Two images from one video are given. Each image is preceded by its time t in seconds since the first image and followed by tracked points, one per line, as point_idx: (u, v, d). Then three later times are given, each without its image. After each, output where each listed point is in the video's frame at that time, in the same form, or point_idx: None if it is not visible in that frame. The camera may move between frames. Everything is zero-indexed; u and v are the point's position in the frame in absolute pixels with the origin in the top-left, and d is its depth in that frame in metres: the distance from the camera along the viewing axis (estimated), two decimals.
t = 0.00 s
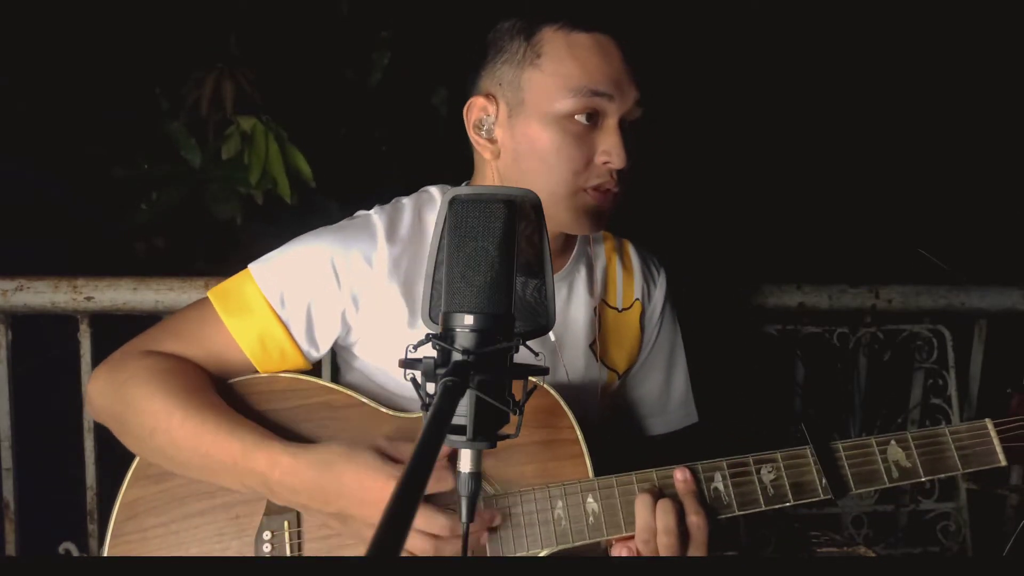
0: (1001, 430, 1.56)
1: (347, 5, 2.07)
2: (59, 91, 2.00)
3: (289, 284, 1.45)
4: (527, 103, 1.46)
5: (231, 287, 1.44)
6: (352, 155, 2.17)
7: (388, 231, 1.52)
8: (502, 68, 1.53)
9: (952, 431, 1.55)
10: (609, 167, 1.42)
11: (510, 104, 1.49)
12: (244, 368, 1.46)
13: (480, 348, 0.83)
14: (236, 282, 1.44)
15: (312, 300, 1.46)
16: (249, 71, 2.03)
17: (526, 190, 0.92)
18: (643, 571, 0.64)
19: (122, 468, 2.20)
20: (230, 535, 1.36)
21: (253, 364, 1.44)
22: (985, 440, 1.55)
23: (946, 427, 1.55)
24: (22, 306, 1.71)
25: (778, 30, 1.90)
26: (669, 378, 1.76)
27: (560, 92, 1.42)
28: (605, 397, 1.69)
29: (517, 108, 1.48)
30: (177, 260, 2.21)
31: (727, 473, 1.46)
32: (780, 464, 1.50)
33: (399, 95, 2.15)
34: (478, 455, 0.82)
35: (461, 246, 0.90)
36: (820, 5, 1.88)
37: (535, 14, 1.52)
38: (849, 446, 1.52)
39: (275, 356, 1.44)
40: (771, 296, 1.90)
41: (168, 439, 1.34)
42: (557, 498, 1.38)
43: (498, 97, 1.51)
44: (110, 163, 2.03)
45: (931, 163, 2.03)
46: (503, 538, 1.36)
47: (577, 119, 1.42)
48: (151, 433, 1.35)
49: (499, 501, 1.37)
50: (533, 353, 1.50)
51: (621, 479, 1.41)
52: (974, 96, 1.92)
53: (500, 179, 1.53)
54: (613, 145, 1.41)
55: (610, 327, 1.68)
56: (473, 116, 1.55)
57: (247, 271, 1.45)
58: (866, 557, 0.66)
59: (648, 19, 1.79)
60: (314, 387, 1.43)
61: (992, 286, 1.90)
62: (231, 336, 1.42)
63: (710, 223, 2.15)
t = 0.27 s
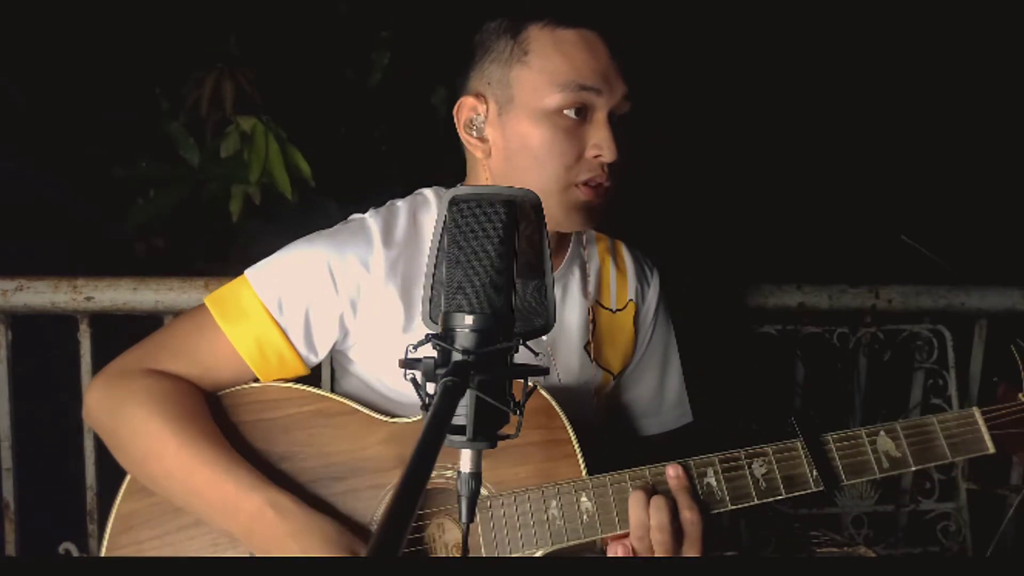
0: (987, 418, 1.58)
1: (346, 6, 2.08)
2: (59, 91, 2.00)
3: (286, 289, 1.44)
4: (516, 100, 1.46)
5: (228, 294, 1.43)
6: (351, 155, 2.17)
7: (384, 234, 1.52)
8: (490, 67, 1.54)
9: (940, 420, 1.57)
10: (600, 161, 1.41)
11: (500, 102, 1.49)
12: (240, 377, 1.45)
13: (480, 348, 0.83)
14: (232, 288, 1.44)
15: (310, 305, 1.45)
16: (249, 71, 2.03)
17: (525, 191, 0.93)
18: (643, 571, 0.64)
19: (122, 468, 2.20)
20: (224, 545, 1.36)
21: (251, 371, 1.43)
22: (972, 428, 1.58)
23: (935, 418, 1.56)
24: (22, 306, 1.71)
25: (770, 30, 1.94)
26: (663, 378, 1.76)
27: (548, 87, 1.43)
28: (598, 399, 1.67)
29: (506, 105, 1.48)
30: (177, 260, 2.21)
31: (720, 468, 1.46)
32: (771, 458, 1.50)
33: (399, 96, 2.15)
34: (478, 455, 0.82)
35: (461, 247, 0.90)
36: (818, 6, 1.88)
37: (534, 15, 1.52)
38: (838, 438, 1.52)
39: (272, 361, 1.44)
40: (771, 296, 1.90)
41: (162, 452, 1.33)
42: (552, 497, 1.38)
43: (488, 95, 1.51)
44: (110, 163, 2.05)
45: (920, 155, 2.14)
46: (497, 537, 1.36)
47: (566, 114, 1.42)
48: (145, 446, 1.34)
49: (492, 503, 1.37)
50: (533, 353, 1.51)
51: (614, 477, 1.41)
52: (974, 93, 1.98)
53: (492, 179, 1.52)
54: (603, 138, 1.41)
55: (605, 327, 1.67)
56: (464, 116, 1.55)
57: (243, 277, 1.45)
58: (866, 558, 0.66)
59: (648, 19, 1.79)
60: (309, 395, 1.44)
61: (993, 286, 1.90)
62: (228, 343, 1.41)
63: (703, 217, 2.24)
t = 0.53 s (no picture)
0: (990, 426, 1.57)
1: (346, 6, 2.08)
2: (60, 92, 2.01)
3: (283, 282, 1.45)
4: (512, 93, 1.46)
5: (226, 286, 1.44)
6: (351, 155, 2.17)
7: (380, 228, 1.52)
8: (487, 62, 1.54)
9: (942, 426, 1.56)
10: (598, 151, 1.42)
11: (496, 96, 1.49)
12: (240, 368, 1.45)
13: (480, 348, 0.83)
14: (230, 280, 1.45)
15: (305, 298, 1.46)
16: (248, 71, 2.03)
17: (525, 191, 0.94)
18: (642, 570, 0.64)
19: (122, 468, 2.20)
20: (223, 533, 1.36)
21: (248, 362, 1.44)
22: (976, 437, 1.56)
23: (937, 423, 1.56)
24: (22, 306, 1.71)
25: (766, 29, 1.97)
26: (663, 376, 1.76)
27: (544, 79, 1.43)
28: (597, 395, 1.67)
29: (502, 99, 1.48)
30: (177, 259, 2.21)
31: (718, 469, 1.45)
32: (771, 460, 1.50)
33: (398, 95, 2.14)
34: (478, 455, 0.82)
35: (460, 246, 0.90)
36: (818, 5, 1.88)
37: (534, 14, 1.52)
38: (839, 443, 1.51)
39: (269, 353, 1.44)
40: (771, 296, 1.90)
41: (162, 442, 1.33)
42: (548, 495, 1.38)
43: (485, 90, 1.51)
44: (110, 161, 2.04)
45: (922, 158, 2.12)
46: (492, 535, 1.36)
47: (562, 105, 1.42)
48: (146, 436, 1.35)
49: (489, 498, 1.37)
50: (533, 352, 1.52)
51: (611, 476, 1.41)
52: (974, 100, 2.01)
53: (491, 174, 1.52)
54: (601, 129, 1.41)
55: (604, 324, 1.67)
56: (461, 111, 1.55)
57: (241, 270, 1.45)
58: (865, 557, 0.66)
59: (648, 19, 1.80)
60: (310, 387, 1.44)
61: (992, 286, 1.90)
62: (225, 334, 1.42)
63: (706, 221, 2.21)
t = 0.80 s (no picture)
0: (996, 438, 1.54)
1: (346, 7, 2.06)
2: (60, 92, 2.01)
3: (288, 282, 1.45)
4: (520, 94, 1.47)
5: (231, 284, 1.44)
6: (352, 155, 2.17)
7: (386, 229, 1.52)
8: (494, 63, 1.54)
9: (945, 438, 1.55)
10: (606, 152, 1.42)
11: (504, 97, 1.49)
12: (242, 366, 1.45)
13: (480, 348, 0.83)
14: (237, 278, 1.44)
15: (311, 299, 1.46)
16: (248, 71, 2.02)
17: (525, 191, 0.93)
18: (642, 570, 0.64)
19: (122, 468, 2.20)
20: (219, 529, 1.36)
21: (252, 360, 1.44)
22: (979, 447, 1.54)
23: (939, 434, 1.55)
24: (22, 306, 1.71)
25: (769, 29, 1.95)
26: (663, 384, 1.77)
27: (552, 79, 1.43)
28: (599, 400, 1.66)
29: (511, 100, 1.48)
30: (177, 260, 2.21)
31: (717, 476, 1.42)
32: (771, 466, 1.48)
33: (400, 95, 2.16)
34: (478, 455, 0.82)
35: (462, 246, 0.90)
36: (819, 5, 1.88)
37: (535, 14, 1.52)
38: (840, 450, 1.51)
39: (272, 352, 1.44)
40: (771, 296, 1.90)
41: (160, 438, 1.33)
42: (545, 498, 1.38)
43: (493, 91, 1.51)
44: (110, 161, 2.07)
45: (924, 159, 2.12)
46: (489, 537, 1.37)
47: (570, 106, 1.42)
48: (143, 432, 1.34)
49: (487, 500, 1.38)
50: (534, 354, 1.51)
51: (608, 479, 1.39)
52: (974, 95, 1.98)
53: (499, 174, 1.53)
54: (609, 130, 1.41)
55: (606, 330, 1.67)
56: (470, 112, 1.56)
57: (247, 269, 1.45)
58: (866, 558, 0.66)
59: (648, 19, 1.80)
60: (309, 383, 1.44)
61: (992, 286, 1.90)
62: (229, 332, 1.42)
63: (700, 216, 2.24)
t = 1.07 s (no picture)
0: (1002, 454, 1.55)
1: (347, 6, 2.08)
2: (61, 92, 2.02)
3: (289, 282, 1.45)
4: (524, 96, 1.46)
5: (232, 284, 1.44)
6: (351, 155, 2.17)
7: (387, 230, 1.52)
8: (498, 66, 1.54)
9: (952, 452, 1.55)
10: (612, 152, 1.41)
11: (508, 99, 1.49)
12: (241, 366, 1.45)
13: (480, 348, 0.83)
14: (237, 279, 1.44)
15: (311, 300, 1.46)
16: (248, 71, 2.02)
17: (525, 191, 0.93)
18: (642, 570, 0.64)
19: (121, 468, 2.20)
20: (222, 528, 1.36)
21: (252, 361, 1.44)
22: (984, 461, 1.55)
23: (946, 448, 1.55)
24: (23, 306, 1.71)
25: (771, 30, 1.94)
26: (665, 387, 1.77)
27: (556, 80, 1.43)
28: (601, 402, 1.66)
29: (514, 103, 1.48)
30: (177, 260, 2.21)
31: (721, 485, 1.43)
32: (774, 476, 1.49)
33: (399, 94, 2.16)
34: (478, 455, 0.82)
35: (463, 247, 0.90)
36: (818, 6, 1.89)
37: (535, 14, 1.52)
38: (845, 463, 1.51)
39: (273, 353, 1.44)
40: (771, 296, 1.90)
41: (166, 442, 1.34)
42: (548, 504, 1.38)
43: (497, 94, 1.51)
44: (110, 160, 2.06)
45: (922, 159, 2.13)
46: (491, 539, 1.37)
47: (574, 106, 1.42)
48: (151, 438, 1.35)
49: (488, 505, 1.38)
50: (533, 353, 1.51)
51: (612, 486, 1.40)
52: (974, 96, 1.99)
53: (502, 177, 1.51)
54: (614, 130, 1.40)
55: (607, 333, 1.67)
56: (473, 115, 1.55)
57: (247, 269, 1.45)
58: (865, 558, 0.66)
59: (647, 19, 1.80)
60: (312, 386, 1.45)
61: (992, 286, 1.90)
62: (229, 333, 1.42)
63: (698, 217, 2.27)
